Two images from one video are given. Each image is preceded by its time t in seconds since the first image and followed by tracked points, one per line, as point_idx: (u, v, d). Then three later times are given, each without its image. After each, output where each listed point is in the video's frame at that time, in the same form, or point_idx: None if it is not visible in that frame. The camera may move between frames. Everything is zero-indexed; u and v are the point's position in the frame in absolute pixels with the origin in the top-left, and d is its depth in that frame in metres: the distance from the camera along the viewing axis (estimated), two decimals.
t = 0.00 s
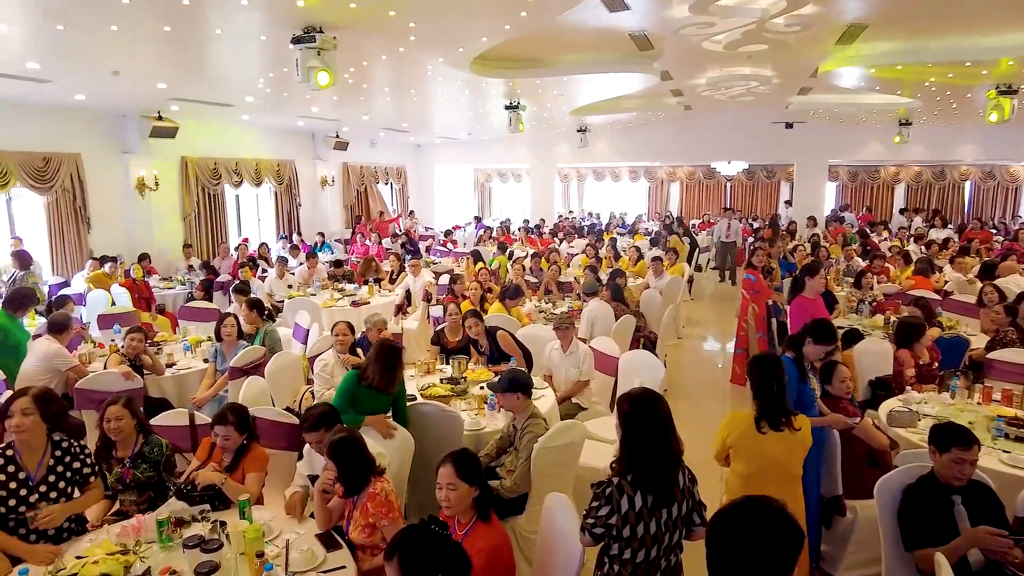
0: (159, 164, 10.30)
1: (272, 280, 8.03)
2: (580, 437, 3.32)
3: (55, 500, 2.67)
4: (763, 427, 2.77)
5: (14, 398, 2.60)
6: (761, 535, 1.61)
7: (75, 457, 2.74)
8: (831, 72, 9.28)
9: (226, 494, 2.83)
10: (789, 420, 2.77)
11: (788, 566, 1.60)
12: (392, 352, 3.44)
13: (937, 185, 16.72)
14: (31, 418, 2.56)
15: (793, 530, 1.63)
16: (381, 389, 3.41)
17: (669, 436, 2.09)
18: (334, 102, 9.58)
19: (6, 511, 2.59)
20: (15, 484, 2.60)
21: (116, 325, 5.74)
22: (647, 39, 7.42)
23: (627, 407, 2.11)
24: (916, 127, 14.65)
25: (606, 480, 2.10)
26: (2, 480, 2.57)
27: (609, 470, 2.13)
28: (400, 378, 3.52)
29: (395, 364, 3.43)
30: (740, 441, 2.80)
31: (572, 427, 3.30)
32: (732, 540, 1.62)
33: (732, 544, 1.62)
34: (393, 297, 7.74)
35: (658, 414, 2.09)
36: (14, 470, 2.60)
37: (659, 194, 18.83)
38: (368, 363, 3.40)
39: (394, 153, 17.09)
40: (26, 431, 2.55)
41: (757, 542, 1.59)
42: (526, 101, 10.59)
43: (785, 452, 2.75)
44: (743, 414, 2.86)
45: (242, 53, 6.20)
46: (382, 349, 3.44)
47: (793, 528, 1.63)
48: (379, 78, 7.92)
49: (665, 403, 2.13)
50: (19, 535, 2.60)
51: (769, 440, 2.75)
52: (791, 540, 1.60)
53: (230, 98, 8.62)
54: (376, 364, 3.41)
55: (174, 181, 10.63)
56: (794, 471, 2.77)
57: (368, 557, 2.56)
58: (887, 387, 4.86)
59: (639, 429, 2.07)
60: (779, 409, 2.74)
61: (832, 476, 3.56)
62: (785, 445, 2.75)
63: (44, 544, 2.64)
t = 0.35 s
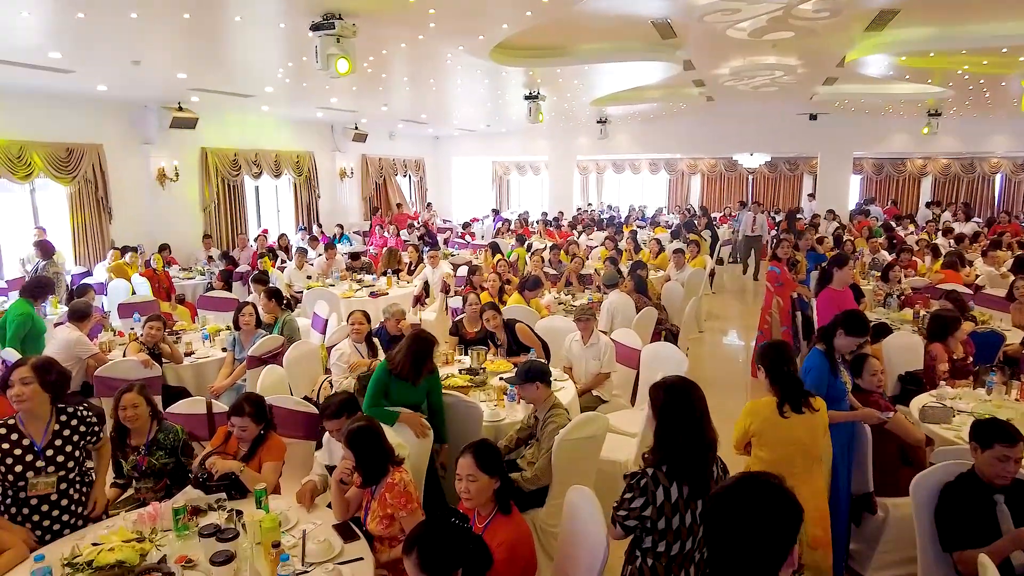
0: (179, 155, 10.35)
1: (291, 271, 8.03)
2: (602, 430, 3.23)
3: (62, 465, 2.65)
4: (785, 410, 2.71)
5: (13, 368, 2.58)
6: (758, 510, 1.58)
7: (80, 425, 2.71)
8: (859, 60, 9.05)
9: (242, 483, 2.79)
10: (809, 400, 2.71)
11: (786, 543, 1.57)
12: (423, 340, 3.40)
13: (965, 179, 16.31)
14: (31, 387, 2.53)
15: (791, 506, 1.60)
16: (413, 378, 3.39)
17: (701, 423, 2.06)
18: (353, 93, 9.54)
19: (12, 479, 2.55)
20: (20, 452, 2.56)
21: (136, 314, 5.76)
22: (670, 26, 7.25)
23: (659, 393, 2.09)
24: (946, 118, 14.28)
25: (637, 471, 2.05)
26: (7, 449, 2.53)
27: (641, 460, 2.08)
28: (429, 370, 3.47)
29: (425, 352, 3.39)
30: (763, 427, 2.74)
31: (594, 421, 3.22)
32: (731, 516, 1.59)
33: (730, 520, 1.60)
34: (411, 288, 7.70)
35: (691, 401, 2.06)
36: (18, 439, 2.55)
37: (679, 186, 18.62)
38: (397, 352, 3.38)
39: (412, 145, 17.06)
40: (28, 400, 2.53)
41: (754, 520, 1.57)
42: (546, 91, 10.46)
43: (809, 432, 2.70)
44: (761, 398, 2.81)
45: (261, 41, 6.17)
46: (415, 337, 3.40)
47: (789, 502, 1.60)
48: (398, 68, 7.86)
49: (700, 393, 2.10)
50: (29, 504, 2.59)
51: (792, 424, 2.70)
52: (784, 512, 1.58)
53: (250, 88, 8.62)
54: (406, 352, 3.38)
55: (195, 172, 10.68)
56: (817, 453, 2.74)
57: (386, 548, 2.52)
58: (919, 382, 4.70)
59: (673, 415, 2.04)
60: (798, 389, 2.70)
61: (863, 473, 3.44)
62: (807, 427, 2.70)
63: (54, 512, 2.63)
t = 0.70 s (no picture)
0: (193, 143, 10.34)
1: (305, 259, 8.01)
2: (621, 419, 3.15)
3: (70, 447, 2.61)
4: (790, 385, 2.66)
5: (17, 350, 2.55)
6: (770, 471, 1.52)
7: (87, 408, 2.66)
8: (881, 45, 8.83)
9: (255, 468, 2.75)
10: (813, 375, 2.67)
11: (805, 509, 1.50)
12: (455, 326, 3.24)
13: (988, 168, 15.97)
14: (35, 368, 2.50)
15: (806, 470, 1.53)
16: (447, 364, 3.29)
17: (733, 403, 2.07)
18: (366, 80, 9.47)
19: (20, 462, 2.52)
20: (26, 434, 2.52)
21: (149, 300, 5.75)
22: (689, 10, 7.09)
23: (692, 370, 2.11)
24: (970, 106, 13.94)
25: (671, 454, 2.04)
26: (13, 433, 2.50)
27: (674, 444, 2.07)
28: (463, 353, 3.35)
29: (458, 338, 3.24)
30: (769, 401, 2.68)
31: (613, 410, 3.14)
32: (740, 477, 1.53)
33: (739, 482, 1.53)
34: (424, 276, 7.64)
35: (725, 381, 2.07)
36: (24, 421, 2.52)
37: (694, 175, 18.44)
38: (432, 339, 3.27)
39: (425, 134, 16.98)
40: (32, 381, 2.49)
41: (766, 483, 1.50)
42: (560, 77, 10.32)
43: (814, 406, 2.66)
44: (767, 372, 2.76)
45: (274, 26, 6.10)
46: (447, 322, 3.26)
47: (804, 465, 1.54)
48: (411, 53, 7.76)
49: (734, 375, 2.12)
50: (38, 487, 2.56)
51: (799, 398, 2.64)
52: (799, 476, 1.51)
53: (263, 75, 8.57)
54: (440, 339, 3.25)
55: (208, 160, 10.69)
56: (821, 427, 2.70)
57: (401, 537, 2.46)
58: (944, 372, 4.57)
59: (707, 394, 2.05)
60: (803, 364, 2.66)
61: (888, 464, 3.34)
62: (812, 401, 2.66)
63: (64, 495, 2.59)
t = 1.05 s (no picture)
0: (202, 126, 10.28)
1: (314, 242, 7.96)
2: (635, 403, 3.08)
3: (78, 427, 2.57)
4: (801, 349, 2.91)
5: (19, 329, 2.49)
6: (798, 433, 1.46)
7: (92, 387, 2.61)
8: (902, 24, 8.61)
9: (263, 450, 2.70)
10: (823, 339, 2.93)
11: (832, 469, 1.43)
12: (478, 307, 3.02)
13: (1008, 153, 15.65)
14: (41, 347, 2.45)
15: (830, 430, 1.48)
16: (473, 344, 3.10)
17: (766, 379, 2.04)
18: (376, 61, 9.37)
19: (27, 442, 2.48)
20: (33, 413, 2.47)
21: (159, 283, 5.72)
22: None
23: (721, 344, 2.07)
24: (991, 88, 13.62)
25: (700, 430, 2.03)
26: (19, 413, 2.45)
27: (704, 421, 2.05)
28: (491, 333, 3.14)
29: (482, 319, 3.04)
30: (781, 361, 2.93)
31: (628, 393, 3.07)
32: (767, 440, 1.47)
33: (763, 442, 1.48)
34: (434, 260, 7.58)
35: (758, 357, 2.04)
36: (30, 401, 2.48)
37: (707, 159, 18.24)
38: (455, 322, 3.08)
39: (435, 117, 16.85)
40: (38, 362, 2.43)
41: (794, 443, 1.44)
42: (572, 58, 10.15)
43: (820, 370, 2.92)
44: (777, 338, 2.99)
45: (283, 5, 6.00)
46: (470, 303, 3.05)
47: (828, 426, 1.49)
48: (422, 33, 7.63)
49: (767, 351, 2.09)
50: (46, 467, 2.53)
51: (809, 361, 2.91)
52: (824, 432, 1.47)
53: (271, 56, 8.47)
54: (463, 321, 3.06)
55: (218, 143, 10.64)
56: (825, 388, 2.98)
57: (412, 520, 2.39)
58: (965, 358, 4.46)
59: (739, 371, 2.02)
60: (816, 330, 2.91)
61: (911, 452, 3.24)
62: (820, 363, 2.93)
63: (72, 474, 2.56)
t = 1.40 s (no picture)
0: (208, 108, 10.23)
1: (322, 225, 7.93)
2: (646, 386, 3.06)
3: (94, 409, 2.57)
4: (816, 327, 3.01)
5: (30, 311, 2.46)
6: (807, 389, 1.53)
7: (106, 368, 2.61)
8: (919, 4, 8.43)
9: (273, 433, 2.70)
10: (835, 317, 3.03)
11: (841, 425, 1.51)
12: (492, 290, 2.98)
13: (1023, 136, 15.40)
14: (54, 330, 2.44)
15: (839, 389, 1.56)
16: (488, 328, 3.07)
17: (787, 357, 2.04)
18: (383, 42, 9.28)
19: (43, 424, 2.47)
20: (49, 397, 2.46)
21: (167, 265, 5.72)
22: None
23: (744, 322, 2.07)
24: (1008, 70, 13.37)
25: (728, 411, 2.01)
26: (35, 396, 2.44)
27: (733, 400, 2.03)
28: (508, 316, 3.10)
29: (496, 303, 3.01)
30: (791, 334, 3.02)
31: (640, 376, 3.05)
32: (780, 397, 1.52)
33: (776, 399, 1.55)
34: (443, 243, 7.55)
35: (782, 333, 2.04)
36: (45, 384, 2.46)
37: (716, 142, 18.06)
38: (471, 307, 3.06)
39: (442, 100, 16.74)
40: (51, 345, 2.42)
41: (806, 401, 1.50)
42: (582, 38, 10.02)
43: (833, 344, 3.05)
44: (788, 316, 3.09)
45: None
46: (485, 284, 3.02)
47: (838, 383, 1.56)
48: (430, 14, 7.53)
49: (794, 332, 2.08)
50: (63, 450, 2.53)
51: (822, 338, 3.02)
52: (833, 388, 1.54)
53: (278, 37, 8.39)
54: (478, 304, 3.03)
55: (225, 125, 10.61)
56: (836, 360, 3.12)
57: (422, 503, 2.39)
58: (979, 344, 4.41)
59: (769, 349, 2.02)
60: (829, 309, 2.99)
61: (925, 438, 3.21)
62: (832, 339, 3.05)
63: (88, 456, 2.57)
